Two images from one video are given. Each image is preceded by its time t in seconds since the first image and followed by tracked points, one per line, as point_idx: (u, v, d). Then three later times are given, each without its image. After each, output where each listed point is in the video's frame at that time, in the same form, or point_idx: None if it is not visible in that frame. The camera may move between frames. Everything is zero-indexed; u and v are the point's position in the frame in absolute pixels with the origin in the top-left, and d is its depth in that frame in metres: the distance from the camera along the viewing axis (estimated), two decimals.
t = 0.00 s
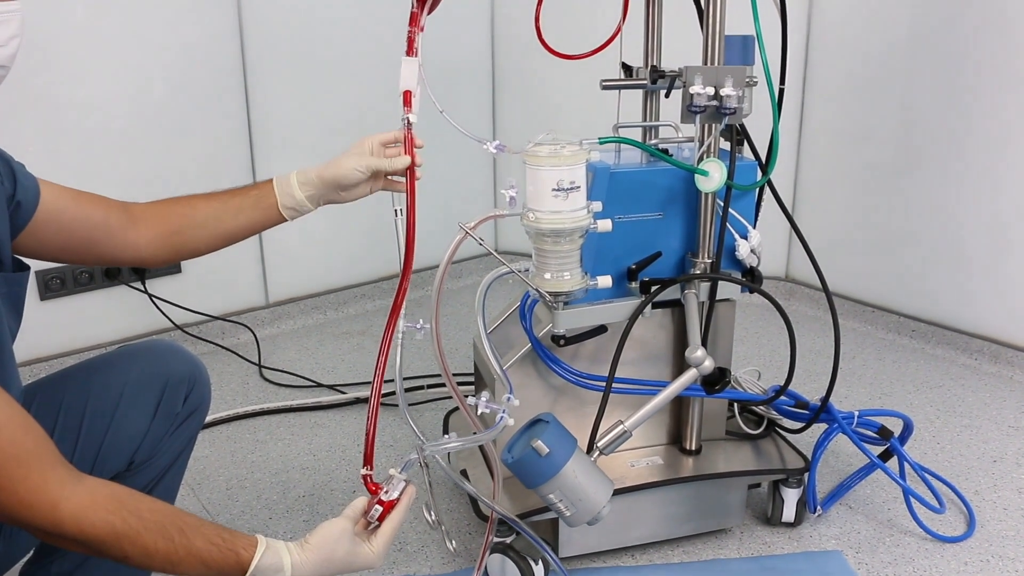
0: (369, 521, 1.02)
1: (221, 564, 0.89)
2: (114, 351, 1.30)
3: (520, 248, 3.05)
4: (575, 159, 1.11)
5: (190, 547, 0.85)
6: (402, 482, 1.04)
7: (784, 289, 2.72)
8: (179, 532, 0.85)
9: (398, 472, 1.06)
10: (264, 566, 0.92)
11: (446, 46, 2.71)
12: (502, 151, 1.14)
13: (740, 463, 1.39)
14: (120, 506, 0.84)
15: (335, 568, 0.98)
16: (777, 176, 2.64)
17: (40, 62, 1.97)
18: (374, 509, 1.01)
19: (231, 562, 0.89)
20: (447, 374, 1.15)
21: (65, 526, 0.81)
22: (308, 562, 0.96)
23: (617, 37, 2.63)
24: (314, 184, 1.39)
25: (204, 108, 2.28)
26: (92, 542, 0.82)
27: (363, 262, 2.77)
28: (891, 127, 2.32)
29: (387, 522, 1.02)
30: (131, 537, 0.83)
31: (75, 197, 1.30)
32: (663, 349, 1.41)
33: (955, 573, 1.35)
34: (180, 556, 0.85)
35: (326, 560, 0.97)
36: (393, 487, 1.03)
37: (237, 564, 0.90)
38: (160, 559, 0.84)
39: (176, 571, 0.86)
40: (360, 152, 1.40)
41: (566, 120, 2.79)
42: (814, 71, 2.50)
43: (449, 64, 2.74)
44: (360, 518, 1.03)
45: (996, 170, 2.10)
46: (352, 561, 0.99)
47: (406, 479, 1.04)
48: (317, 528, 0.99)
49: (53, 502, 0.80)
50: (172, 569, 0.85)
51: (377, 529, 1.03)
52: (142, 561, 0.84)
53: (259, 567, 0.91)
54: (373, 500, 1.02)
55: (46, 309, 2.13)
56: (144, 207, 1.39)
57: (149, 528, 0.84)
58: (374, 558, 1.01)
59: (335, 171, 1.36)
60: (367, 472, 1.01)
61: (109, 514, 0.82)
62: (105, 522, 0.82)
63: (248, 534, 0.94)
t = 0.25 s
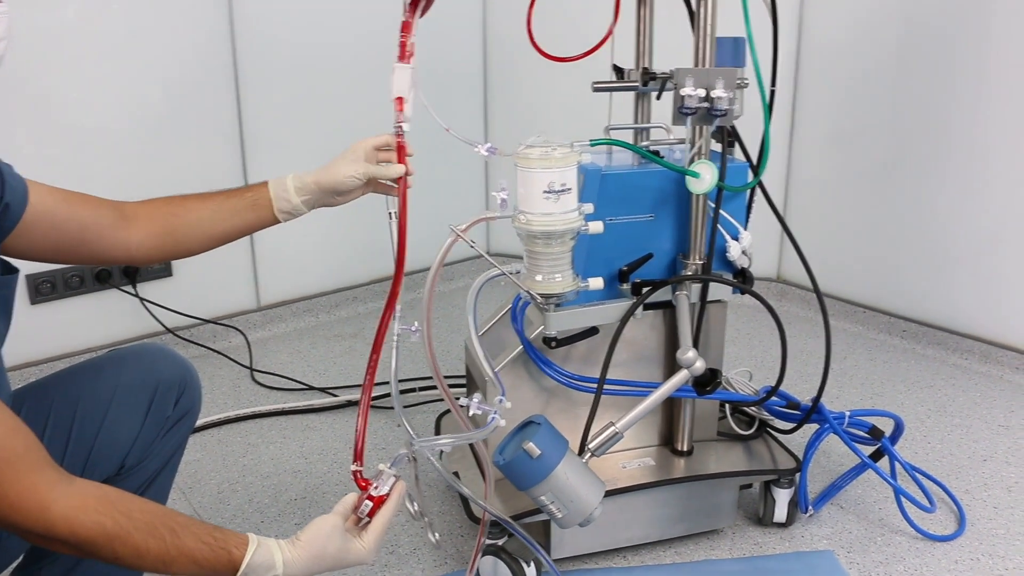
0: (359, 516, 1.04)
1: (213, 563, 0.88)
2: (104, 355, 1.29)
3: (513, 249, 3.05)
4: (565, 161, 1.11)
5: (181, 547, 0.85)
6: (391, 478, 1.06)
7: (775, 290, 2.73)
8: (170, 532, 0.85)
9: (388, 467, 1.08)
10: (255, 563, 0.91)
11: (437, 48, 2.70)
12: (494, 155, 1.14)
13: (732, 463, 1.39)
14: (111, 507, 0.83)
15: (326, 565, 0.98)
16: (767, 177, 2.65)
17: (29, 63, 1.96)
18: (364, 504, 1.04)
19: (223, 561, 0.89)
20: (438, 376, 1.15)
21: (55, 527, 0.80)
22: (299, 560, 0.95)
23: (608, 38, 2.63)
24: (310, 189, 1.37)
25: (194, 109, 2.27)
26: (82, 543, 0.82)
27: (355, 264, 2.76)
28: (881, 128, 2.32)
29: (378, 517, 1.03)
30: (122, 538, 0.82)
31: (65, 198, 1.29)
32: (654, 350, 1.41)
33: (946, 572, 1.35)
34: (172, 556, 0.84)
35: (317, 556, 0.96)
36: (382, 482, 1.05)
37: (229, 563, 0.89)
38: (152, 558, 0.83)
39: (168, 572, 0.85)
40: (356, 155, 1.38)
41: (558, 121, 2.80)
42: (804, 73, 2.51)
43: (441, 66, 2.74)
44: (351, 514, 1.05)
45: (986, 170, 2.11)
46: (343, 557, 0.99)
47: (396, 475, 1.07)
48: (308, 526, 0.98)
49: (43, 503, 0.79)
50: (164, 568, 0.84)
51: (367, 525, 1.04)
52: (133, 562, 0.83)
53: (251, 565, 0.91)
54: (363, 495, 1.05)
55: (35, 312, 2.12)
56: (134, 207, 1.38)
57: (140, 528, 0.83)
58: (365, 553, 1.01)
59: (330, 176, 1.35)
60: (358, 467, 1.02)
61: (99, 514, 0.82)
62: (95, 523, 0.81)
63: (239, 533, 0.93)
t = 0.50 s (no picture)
0: (355, 514, 1.04)
1: (210, 562, 0.88)
2: (99, 356, 1.29)
3: (509, 250, 3.05)
4: (560, 161, 1.11)
5: (177, 546, 0.84)
6: (388, 476, 1.06)
7: (771, 290, 2.73)
8: (166, 531, 0.84)
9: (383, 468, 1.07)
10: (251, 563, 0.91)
11: (432, 49, 2.71)
12: (489, 155, 1.14)
13: (728, 463, 1.40)
14: (106, 507, 0.83)
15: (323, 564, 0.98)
16: (762, 178, 2.65)
17: (24, 66, 1.96)
18: (360, 502, 1.04)
19: (219, 560, 0.88)
20: (434, 377, 1.15)
21: (50, 527, 0.80)
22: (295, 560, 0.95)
23: (602, 39, 2.64)
24: (307, 191, 1.39)
25: (190, 111, 2.27)
26: (78, 543, 0.81)
27: (351, 265, 2.76)
28: (875, 128, 2.33)
29: (374, 515, 1.03)
30: (118, 537, 0.82)
31: (60, 198, 1.28)
32: (650, 350, 1.41)
33: (941, 571, 1.36)
34: (168, 555, 0.84)
35: (312, 555, 0.96)
36: (378, 480, 1.05)
37: (225, 562, 0.89)
38: (148, 558, 0.83)
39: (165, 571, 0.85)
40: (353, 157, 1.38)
41: (553, 122, 2.80)
42: (799, 74, 2.52)
43: (436, 67, 2.74)
44: (347, 512, 1.05)
45: (980, 170, 2.12)
46: (340, 556, 0.99)
47: (392, 473, 1.07)
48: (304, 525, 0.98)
49: (39, 504, 0.79)
50: (160, 568, 0.84)
51: (363, 523, 1.04)
52: (129, 561, 0.83)
53: (247, 564, 0.91)
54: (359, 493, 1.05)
55: (30, 314, 2.12)
56: (129, 207, 1.38)
57: (136, 528, 0.83)
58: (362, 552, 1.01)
59: (327, 178, 1.36)
60: (353, 465, 1.02)
61: (94, 513, 0.82)
62: (91, 522, 0.81)
63: (236, 531, 0.93)
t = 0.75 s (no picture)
0: (355, 515, 1.04)
1: (209, 562, 0.88)
2: (99, 356, 1.29)
3: (509, 250, 3.05)
4: (560, 161, 1.11)
5: (177, 545, 0.84)
6: (387, 477, 1.05)
7: (771, 290, 2.73)
8: (165, 530, 0.84)
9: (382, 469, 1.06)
10: (250, 563, 0.91)
11: (432, 49, 2.71)
12: (489, 155, 1.14)
13: (728, 463, 1.40)
14: (105, 506, 0.83)
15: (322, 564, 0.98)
16: (762, 178, 2.66)
17: (24, 66, 1.96)
18: (359, 503, 1.03)
19: (218, 560, 0.89)
20: (434, 377, 1.15)
21: (50, 526, 0.80)
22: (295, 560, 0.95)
23: (602, 40, 2.64)
24: (306, 191, 1.39)
25: (190, 111, 2.27)
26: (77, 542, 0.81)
27: (351, 265, 2.76)
28: (875, 128, 2.33)
29: (373, 516, 1.03)
30: (117, 536, 0.82)
31: (60, 198, 1.28)
32: (650, 350, 1.41)
33: (941, 571, 1.36)
34: (167, 554, 0.84)
35: (311, 555, 0.96)
36: (377, 481, 1.04)
37: (225, 561, 0.89)
38: (147, 556, 0.83)
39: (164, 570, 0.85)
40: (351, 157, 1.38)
41: (553, 122, 2.80)
42: (798, 74, 2.52)
43: (436, 67, 2.74)
44: (346, 512, 1.05)
45: (980, 170, 2.12)
46: (339, 556, 0.99)
47: (390, 473, 1.06)
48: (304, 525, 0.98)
49: (38, 503, 0.79)
50: (159, 567, 0.84)
51: (362, 523, 1.04)
52: (128, 560, 0.83)
53: (246, 564, 0.91)
54: (358, 494, 1.04)
55: (30, 314, 2.12)
56: (129, 207, 1.38)
57: (135, 526, 0.83)
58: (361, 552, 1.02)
59: (325, 179, 1.37)
60: (353, 466, 1.02)
61: (94, 512, 0.82)
62: (90, 522, 0.81)
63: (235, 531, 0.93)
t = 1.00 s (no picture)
0: (352, 521, 1.02)
1: (206, 565, 0.88)
2: (99, 356, 1.29)
3: (509, 250, 3.05)
4: (560, 161, 1.11)
5: (174, 548, 0.85)
6: (385, 483, 1.04)
7: (771, 290, 2.73)
8: (163, 533, 0.85)
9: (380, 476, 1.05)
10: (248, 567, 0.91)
11: (432, 50, 2.71)
12: (489, 155, 1.14)
13: (728, 463, 1.40)
14: (102, 508, 0.83)
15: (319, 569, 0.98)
16: (762, 178, 2.66)
17: (24, 66, 1.96)
18: (357, 508, 1.02)
19: (215, 563, 0.89)
20: (434, 377, 1.15)
21: (48, 528, 0.80)
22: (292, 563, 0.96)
23: (602, 40, 2.64)
24: (302, 188, 1.38)
25: (190, 111, 2.27)
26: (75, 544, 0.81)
27: (351, 265, 2.76)
28: (876, 128, 2.33)
29: (371, 521, 1.02)
30: (115, 538, 0.82)
31: (59, 198, 1.28)
32: (650, 350, 1.41)
33: (941, 571, 1.36)
34: (165, 557, 0.84)
35: (309, 559, 0.97)
36: (376, 486, 1.03)
37: (222, 565, 0.89)
38: (144, 559, 0.83)
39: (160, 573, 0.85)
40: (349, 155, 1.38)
41: (552, 123, 2.80)
42: (798, 74, 2.52)
43: (436, 67, 2.74)
44: (344, 518, 1.03)
45: (980, 170, 2.12)
46: (336, 561, 0.99)
47: (389, 479, 1.05)
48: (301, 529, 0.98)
49: (36, 504, 0.79)
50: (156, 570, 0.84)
51: (360, 529, 1.02)
52: (125, 563, 0.83)
53: (243, 568, 0.91)
54: (355, 500, 1.03)
55: (30, 314, 2.12)
56: (128, 207, 1.38)
57: (133, 529, 0.83)
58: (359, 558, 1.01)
59: (322, 176, 1.36)
60: (351, 471, 1.02)
61: (92, 514, 0.82)
62: (88, 524, 0.81)
63: (232, 535, 0.93)
